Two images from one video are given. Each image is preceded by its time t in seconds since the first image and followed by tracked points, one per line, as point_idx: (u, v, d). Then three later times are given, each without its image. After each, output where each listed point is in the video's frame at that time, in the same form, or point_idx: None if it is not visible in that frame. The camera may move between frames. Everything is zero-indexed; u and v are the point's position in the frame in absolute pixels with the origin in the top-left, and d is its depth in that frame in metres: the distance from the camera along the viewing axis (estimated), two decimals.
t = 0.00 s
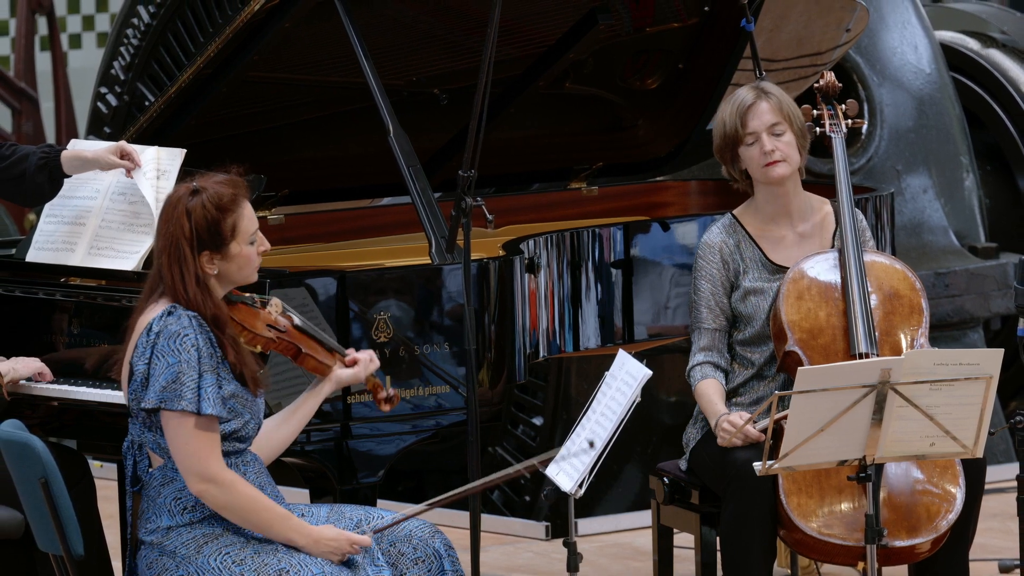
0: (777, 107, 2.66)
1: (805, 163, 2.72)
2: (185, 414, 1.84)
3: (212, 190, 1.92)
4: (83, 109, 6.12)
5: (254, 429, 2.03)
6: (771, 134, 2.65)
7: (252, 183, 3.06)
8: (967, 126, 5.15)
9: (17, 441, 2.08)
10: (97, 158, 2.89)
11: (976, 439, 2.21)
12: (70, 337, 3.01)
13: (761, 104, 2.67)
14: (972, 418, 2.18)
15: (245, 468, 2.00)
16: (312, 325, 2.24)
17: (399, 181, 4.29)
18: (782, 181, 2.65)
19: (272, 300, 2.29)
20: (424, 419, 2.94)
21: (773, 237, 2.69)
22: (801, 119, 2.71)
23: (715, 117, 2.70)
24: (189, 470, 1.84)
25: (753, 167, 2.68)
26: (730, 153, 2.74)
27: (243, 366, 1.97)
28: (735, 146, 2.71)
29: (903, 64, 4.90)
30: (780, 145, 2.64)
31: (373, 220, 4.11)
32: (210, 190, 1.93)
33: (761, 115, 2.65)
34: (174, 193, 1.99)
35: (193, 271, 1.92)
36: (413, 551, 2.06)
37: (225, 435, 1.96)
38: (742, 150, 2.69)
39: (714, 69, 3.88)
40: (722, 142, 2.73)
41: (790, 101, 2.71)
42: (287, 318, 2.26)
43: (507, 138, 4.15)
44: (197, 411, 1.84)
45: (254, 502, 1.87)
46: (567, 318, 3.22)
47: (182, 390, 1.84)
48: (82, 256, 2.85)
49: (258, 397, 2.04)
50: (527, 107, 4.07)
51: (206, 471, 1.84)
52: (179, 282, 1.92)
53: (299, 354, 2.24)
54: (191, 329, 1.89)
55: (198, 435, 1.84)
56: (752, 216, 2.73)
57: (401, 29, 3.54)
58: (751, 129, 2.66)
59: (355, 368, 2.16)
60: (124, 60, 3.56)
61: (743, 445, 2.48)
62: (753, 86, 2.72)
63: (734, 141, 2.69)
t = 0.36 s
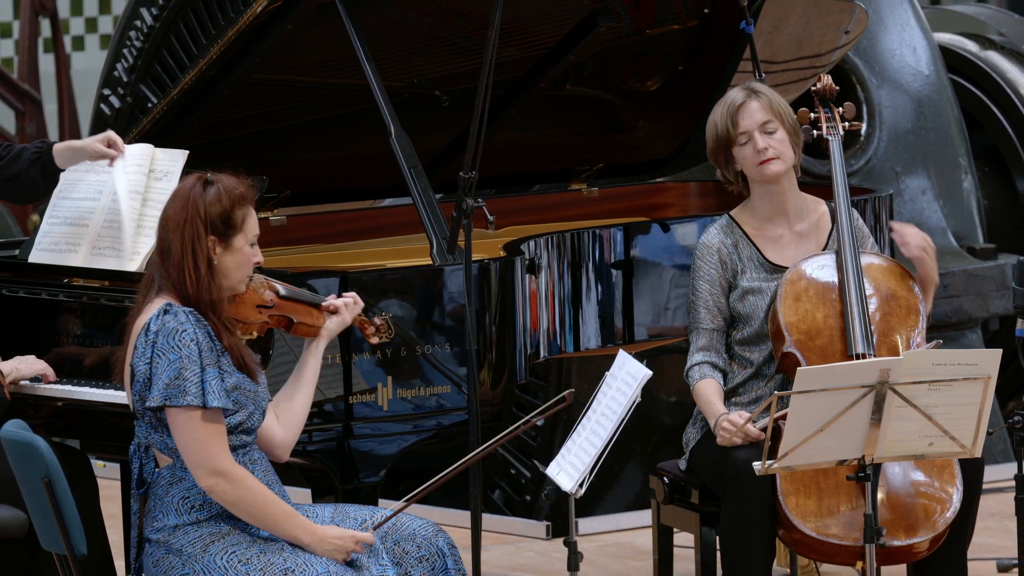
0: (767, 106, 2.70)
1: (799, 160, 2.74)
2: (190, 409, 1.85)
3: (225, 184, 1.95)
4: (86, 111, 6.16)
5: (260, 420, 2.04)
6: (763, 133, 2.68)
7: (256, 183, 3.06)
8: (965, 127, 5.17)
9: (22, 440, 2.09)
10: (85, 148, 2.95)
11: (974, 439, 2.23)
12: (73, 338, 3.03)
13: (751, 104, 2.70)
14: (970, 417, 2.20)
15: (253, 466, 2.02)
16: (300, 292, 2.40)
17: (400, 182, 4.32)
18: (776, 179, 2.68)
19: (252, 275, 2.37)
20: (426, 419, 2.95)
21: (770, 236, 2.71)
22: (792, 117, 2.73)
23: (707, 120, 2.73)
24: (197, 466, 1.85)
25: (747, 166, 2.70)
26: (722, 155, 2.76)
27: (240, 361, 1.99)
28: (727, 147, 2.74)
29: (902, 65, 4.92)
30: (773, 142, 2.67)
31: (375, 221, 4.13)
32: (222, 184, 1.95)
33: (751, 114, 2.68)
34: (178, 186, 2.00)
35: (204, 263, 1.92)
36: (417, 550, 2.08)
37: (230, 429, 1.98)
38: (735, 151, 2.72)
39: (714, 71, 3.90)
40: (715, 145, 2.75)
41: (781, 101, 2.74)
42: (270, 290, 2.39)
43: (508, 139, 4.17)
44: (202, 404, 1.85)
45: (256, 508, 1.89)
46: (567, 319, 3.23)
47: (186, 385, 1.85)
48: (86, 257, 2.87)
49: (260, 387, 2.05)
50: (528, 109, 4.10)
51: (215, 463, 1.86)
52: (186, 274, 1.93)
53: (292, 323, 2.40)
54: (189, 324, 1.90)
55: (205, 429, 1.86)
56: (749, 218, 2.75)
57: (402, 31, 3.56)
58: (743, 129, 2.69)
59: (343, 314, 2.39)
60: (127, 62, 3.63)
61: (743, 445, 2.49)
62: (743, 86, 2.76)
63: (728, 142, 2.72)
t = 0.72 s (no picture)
0: (757, 105, 2.73)
1: (793, 161, 2.75)
2: (194, 413, 1.84)
3: (234, 185, 1.95)
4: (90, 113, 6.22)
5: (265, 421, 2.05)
6: (753, 131, 2.71)
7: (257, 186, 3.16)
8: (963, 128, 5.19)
9: (24, 440, 2.11)
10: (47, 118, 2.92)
11: (972, 439, 2.25)
12: (76, 338, 3.05)
13: (743, 103, 2.73)
14: (968, 417, 2.22)
15: (257, 466, 2.04)
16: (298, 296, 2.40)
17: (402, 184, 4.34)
18: (767, 177, 2.70)
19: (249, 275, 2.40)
20: (427, 419, 2.97)
21: (767, 236, 2.73)
22: (786, 117, 2.74)
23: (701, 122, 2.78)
24: (196, 471, 1.85)
25: (738, 166, 2.73)
26: (717, 156, 2.82)
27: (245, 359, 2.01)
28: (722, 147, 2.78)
29: (901, 67, 4.95)
30: (762, 142, 2.69)
31: (376, 222, 4.15)
32: (230, 184, 1.96)
33: (740, 114, 2.72)
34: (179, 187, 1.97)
35: (219, 263, 1.93)
36: (420, 549, 2.10)
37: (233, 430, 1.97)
38: (727, 150, 2.76)
39: (714, 73, 3.92)
40: (712, 148, 2.80)
41: (774, 100, 2.76)
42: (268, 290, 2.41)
43: (509, 140, 4.20)
44: (206, 409, 1.84)
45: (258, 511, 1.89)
46: (567, 319, 3.26)
47: (191, 389, 1.84)
48: (88, 257, 2.76)
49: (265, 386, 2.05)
50: (528, 110, 4.12)
51: (216, 468, 1.85)
52: (199, 275, 1.92)
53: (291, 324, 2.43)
54: (198, 327, 1.88)
55: (208, 435, 1.85)
56: (745, 218, 2.77)
57: (404, 33, 3.57)
58: (732, 128, 2.73)
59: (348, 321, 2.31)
60: (129, 64, 3.63)
61: (742, 445, 2.51)
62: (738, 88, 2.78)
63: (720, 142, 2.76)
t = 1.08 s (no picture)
0: (756, 109, 2.73)
1: (792, 163, 2.77)
2: (205, 406, 1.83)
3: (245, 189, 1.97)
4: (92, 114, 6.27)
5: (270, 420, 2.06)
6: (752, 135, 2.72)
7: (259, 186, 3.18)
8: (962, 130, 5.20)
9: (29, 440, 2.13)
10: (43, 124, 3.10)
11: (971, 439, 2.27)
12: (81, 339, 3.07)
13: (741, 106, 2.74)
14: (967, 417, 2.24)
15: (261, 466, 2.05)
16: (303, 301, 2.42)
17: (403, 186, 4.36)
18: (765, 180, 2.72)
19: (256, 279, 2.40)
20: (428, 418, 2.99)
21: (766, 237, 2.75)
22: (785, 120, 2.75)
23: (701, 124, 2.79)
24: (212, 463, 1.82)
25: (738, 169, 2.75)
26: (716, 157, 2.83)
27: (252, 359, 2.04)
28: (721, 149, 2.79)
29: (899, 69, 4.97)
30: (761, 145, 2.70)
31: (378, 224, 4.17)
32: (242, 188, 1.97)
33: (740, 117, 2.73)
34: (190, 188, 1.98)
35: (229, 265, 1.94)
36: (425, 548, 2.13)
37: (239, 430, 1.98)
38: (726, 152, 2.77)
39: (714, 75, 3.94)
40: (712, 149, 2.81)
41: (774, 102, 2.77)
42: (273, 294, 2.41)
43: (510, 142, 4.22)
44: (217, 400, 1.83)
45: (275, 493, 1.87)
46: (567, 321, 3.27)
47: (200, 382, 1.83)
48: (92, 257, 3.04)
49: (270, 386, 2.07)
50: (529, 112, 4.14)
51: (229, 456, 1.82)
52: (208, 276, 1.94)
53: (295, 328, 2.46)
54: (205, 326, 1.90)
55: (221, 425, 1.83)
56: (743, 219, 2.79)
57: (406, 35, 3.60)
58: (732, 132, 2.74)
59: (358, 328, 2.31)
60: (133, 66, 3.66)
61: (740, 445, 2.54)
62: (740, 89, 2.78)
63: (719, 145, 2.77)
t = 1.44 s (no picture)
0: (758, 119, 2.72)
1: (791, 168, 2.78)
2: (263, 368, 1.91)
3: (275, 197, 2.00)
4: (95, 115, 6.39)
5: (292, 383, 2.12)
6: (755, 145, 2.71)
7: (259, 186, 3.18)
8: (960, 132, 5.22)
9: (32, 439, 2.14)
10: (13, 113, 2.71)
11: (969, 439, 2.29)
12: (84, 340, 3.09)
13: (744, 117, 2.73)
14: (965, 417, 2.26)
15: (265, 467, 2.07)
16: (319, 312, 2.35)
17: (404, 187, 4.37)
18: (767, 190, 2.72)
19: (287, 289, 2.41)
20: (428, 419, 3.01)
21: (765, 239, 2.76)
22: (785, 127, 2.75)
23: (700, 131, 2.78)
24: (321, 396, 1.92)
25: (740, 177, 2.75)
26: (717, 162, 2.82)
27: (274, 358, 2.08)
28: (722, 156, 2.79)
29: (898, 71, 4.98)
30: (764, 156, 2.70)
31: (379, 225, 4.18)
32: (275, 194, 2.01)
33: (743, 128, 2.71)
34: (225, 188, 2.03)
35: (257, 269, 1.98)
36: (424, 550, 2.11)
37: (256, 421, 2.04)
38: (728, 160, 2.77)
39: (713, 77, 3.95)
40: (712, 156, 2.81)
41: (775, 110, 2.76)
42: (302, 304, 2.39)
43: (510, 144, 4.24)
44: (272, 357, 1.91)
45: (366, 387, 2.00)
46: (569, 321, 3.27)
47: (252, 349, 1.92)
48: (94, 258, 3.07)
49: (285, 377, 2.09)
50: (530, 114, 4.16)
51: (322, 383, 1.92)
52: (233, 275, 1.99)
53: (314, 341, 2.40)
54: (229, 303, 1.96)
55: (297, 371, 1.91)
56: (742, 221, 2.81)
57: (407, 37, 3.61)
58: (735, 142, 2.73)
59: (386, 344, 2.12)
60: (135, 68, 3.78)
61: (740, 446, 2.55)
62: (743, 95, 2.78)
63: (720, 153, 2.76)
